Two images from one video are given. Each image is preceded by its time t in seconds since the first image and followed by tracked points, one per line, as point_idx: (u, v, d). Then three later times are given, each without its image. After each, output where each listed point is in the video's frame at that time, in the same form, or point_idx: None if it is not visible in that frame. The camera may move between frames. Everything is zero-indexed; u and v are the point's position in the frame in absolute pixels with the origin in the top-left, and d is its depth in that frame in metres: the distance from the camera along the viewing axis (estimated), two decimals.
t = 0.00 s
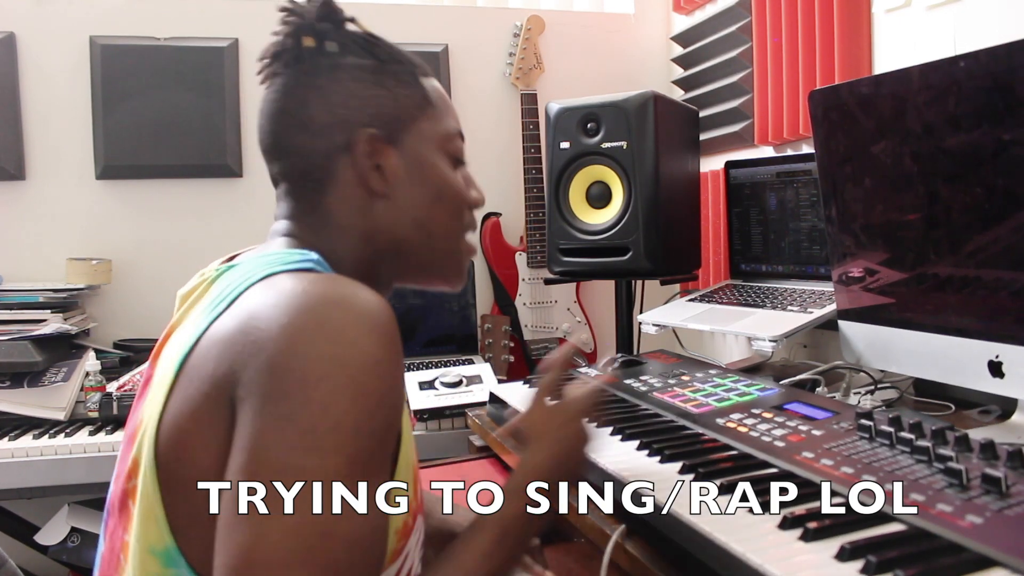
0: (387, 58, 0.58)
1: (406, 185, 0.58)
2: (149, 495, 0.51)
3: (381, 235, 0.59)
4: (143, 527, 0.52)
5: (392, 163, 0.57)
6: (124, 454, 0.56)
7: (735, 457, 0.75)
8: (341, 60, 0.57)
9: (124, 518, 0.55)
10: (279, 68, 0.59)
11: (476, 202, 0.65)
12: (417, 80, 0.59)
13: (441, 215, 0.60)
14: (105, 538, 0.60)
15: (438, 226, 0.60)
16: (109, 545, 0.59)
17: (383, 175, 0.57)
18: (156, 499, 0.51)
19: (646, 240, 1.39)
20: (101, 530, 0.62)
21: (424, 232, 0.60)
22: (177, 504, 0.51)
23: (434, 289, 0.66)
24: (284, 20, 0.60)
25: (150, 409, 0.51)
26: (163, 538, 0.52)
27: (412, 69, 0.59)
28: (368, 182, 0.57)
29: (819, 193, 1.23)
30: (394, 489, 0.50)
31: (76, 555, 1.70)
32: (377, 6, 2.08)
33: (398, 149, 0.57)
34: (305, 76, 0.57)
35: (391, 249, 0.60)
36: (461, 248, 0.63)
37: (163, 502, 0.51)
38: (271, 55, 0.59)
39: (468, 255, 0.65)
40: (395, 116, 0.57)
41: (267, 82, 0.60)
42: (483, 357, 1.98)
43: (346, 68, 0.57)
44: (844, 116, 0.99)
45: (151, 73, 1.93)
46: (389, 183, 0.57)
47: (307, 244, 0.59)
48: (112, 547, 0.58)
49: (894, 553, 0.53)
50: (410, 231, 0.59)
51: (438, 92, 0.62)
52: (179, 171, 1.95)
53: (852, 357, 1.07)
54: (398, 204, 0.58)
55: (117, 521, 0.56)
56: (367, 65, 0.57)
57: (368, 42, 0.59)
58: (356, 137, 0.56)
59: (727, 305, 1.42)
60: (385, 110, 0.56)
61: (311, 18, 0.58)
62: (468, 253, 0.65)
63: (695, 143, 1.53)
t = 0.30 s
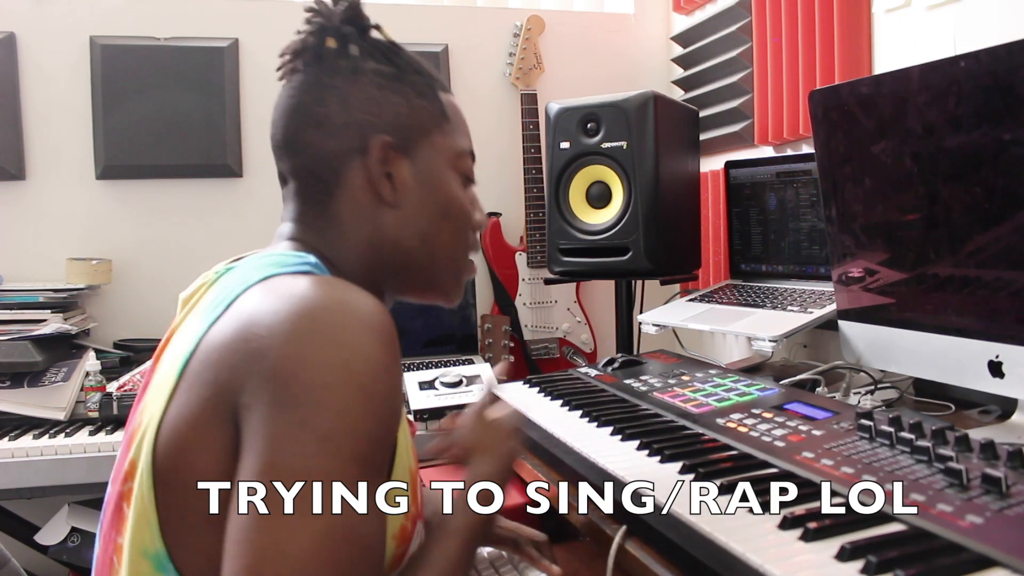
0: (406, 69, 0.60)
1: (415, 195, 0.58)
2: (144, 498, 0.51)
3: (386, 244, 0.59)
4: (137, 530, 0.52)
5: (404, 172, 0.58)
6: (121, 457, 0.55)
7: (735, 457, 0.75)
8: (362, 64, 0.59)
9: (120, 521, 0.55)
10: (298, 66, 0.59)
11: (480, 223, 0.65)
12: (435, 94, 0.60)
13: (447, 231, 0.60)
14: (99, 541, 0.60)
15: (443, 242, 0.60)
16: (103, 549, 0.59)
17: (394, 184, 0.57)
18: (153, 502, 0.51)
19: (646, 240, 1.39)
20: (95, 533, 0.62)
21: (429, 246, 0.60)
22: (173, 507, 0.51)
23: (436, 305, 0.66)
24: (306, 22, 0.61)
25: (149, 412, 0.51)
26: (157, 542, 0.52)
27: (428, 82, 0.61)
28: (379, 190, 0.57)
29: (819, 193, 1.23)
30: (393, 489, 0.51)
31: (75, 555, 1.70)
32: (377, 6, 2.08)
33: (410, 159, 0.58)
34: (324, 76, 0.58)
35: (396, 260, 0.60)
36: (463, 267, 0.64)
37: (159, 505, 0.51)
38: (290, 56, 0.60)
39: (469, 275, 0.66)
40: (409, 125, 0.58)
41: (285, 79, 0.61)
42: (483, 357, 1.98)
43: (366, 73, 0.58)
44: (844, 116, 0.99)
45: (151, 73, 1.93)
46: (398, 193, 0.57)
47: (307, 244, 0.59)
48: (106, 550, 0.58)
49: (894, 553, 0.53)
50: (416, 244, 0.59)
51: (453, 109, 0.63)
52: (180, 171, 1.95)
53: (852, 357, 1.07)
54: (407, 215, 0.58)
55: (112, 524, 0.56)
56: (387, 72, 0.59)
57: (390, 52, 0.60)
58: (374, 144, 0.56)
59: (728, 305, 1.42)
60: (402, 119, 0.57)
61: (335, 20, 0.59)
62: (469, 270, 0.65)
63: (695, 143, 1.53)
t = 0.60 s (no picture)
0: (401, 63, 0.60)
1: (415, 191, 0.59)
2: (149, 499, 0.51)
3: (387, 238, 0.60)
4: (143, 532, 0.52)
5: (404, 168, 0.58)
6: (127, 459, 0.56)
7: (735, 457, 0.75)
8: (358, 59, 0.58)
9: (126, 523, 0.55)
10: (288, 62, 0.59)
11: (471, 212, 0.67)
12: (428, 86, 0.61)
13: (444, 223, 0.62)
14: (105, 543, 0.60)
15: (440, 234, 0.62)
16: (109, 551, 0.59)
17: (395, 182, 0.58)
18: (157, 505, 0.51)
19: (646, 240, 1.39)
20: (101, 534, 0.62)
21: (428, 239, 0.61)
22: (178, 508, 0.51)
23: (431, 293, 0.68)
24: (296, 17, 0.60)
25: (153, 414, 0.51)
26: (163, 543, 0.52)
27: (421, 76, 0.61)
28: (382, 187, 0.57)
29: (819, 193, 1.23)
30: (394, 490, 0.51)
31: (76, 555, 1.70)
32: (377, 6, 2.08)
33: (410, 156, 0.59)
34: (317, 72, 0.57)
35: (396, 254, 0.61)
36: (458, 256, 0.66)
37: (164, 507, 0.51)
38: (280, 51, 0.60)
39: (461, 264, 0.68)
40: (408, 122, 0.58)
41: (274, 74, 0.60)
42: (483, 357, 1.98)
43: (363, 68, 0.58)
44: (844, 116, 0.99)
45: (152, 72, 1.93)
46: (400, 189, 0.58)
47: (306, 244, 0.59)
48: (112, 552, 0.58)
49: (894, 553, 0.53)
50: (416, 237, 0.61)
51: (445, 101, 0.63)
52: (180, 171, 1.95)
53: (852, 357, 1.07)
54: (408, 211, 0.59)
55: (117, 526, 0.57)
56: (382, 66, 0.59)
57: (383, 46, 0.60)
58: (376, 141, 0.56)
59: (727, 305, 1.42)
60: (401, 114, 0.58)
61: (327, 14, 0.59)
62: (463, 260, 0.67)
63: (695, 143, 1.53)
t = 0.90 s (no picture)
0: (408, 66, 0.60)
1: (421, 194, 0.59)
2: (149, 500, 0.51)
3: (391, 242, 0.60)
4: (142, 533, 0.52)
5: (410, 171, 0.58)
6: (125, 459, 0.56)
7: (735, 457, 0.75)
8: (366, 61, 0.58)
9: (125, 524, 0.55)
10: (295, 60, 0.59)
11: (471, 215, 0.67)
12: (434, 90, 0.62)
13: (447, 228, 0.62)
14: (104, 544, 0.60)
15: (443, 238, 0.62)
16: (108, 552, 0.59)
17: (401, 184, 0.58)
18: (156, 505, 0.51)
19: (646, 240, 1.39)
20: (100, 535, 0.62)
21: (431, 243, 0.62)
22: (177, 509, 0.51)
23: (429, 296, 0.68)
24: (303, 17, 0.61)
25: (152, 415, 0.51)
26: (162, 544, 0.52)
27: (428, 79, 0.62)
28: (387, 189, 0.57)
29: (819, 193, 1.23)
30: (393, 490, 0.51)
31: (75, 555, 1.70)
32: (377, 6, 2.08)
33: (416, 158, 0.59)
34: (325, 73, 0.58)
35: (399, 258, 0.61)
36: (458, 260, 0.66)
37: (164, 508, 0.51)
38: (287, 51, 0.60)
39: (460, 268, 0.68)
40: (416, 125, 0.58)
41: (280, 72, 0.60)
42: (483, 357, 1.98)
43: (371, 70, 0.58)
44: (844, 116, 0.99)
45: (151, 73, 1.93)
46: (405, 192, 0.58)
47: (305, 245, 0.59)
48: (111, 553, 0.58)
49: (894, 553, 0.53)
50: (419, 241, 0.61)
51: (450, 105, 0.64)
52: (180, 171, 1.95)
53: (852, 357, 1.07)
54: (412, 214, 0.59)
55: (116, 527, 0.57)
56: (390, 69, 0.59)
57: (392, 49, 0.61)
58: (384, 143, 0.56)
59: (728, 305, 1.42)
60: (408, 117, 0.58)
61: (337, 14, 0.59)
62: (463, 263, 0.67)
63: (695, 143, 1.53)
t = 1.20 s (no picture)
0: (404, 61, 0.60)
1: (419, 189, 0.59)
2: (149, 500, 0.51)
3: (390, 237, 0.60)
4: (141, 533, 0.52)
5: (408, 166, 0.58)
6: (124, 460, 0.55)
7: (735, 457, 0.75)
8: (361, 57, 0.58)
9: (125, 524, 0.55)
10: (290, 59, 0.59)
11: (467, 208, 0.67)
12: (430, 84, 0.61)
13: (445, 222, 0.62)
14: (104, 545, 0.60)
15: (441, 233, 0.62)
16: (108, 552, 0.59)
17: (400, 180, 0.58)
18: (156, 506, 0.51)
19: (646, 240, 1.39)
20: (100, 536, 0.62)
21: (429, 238, 0.62)
22: (176, 509, 0.51)
23: (426, 292, 0.68)
24: (296, 14, 0.60)
25: (150, 415, 0.51)
26: (162, 544, 0.52)
27: (423, 74, 0.61)
28: (385, 185, 0.57)
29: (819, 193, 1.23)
30: (393, 490, 0.51)
31: (76, 555, 1.70)
32: (377, 6, 2.08)
33: (413, 152, 0.59)
34: (321, 70, 0.58)
35: (398, 253, 0.61)
36: (455, 255, 0.66)
37: (163, 509, 0.51)
38: (281, 49, 0.59)
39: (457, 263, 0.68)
40: (412, 119, 0.58)
41: (274, 71, 0.60)
42: (483, 357, 1.98)
43: (366, 66, 0.58)
44: (844, 116, 0.99)
45: (152, 73, 1.93)
46: (404, 187, 0.58)
47: (304, 244, 0.59)
48: (110, 553, 0.58)
49: (893, 553, 0.53)
50: (417, 236, 0.61)
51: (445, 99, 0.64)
52: (180, 171, 1.95)
53: (852, 357, 1.07)
54: (412, 209, 0.59)
55: (116, 528, 0.57)
56: (385, 65, 0.59)
57: (388, 45, 0.61)
58: (382, 139, 0.57)
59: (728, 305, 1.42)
60: (405, 112, 0.58)
61: (329, 10, 0.59)
62: (458, 259, 0.67)
63: (695, 142, 1.53)
